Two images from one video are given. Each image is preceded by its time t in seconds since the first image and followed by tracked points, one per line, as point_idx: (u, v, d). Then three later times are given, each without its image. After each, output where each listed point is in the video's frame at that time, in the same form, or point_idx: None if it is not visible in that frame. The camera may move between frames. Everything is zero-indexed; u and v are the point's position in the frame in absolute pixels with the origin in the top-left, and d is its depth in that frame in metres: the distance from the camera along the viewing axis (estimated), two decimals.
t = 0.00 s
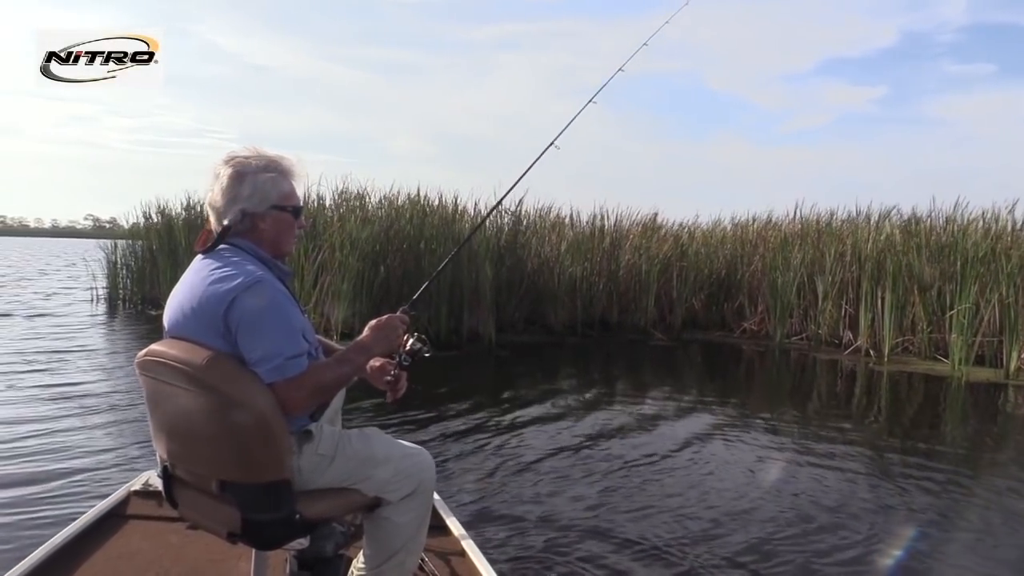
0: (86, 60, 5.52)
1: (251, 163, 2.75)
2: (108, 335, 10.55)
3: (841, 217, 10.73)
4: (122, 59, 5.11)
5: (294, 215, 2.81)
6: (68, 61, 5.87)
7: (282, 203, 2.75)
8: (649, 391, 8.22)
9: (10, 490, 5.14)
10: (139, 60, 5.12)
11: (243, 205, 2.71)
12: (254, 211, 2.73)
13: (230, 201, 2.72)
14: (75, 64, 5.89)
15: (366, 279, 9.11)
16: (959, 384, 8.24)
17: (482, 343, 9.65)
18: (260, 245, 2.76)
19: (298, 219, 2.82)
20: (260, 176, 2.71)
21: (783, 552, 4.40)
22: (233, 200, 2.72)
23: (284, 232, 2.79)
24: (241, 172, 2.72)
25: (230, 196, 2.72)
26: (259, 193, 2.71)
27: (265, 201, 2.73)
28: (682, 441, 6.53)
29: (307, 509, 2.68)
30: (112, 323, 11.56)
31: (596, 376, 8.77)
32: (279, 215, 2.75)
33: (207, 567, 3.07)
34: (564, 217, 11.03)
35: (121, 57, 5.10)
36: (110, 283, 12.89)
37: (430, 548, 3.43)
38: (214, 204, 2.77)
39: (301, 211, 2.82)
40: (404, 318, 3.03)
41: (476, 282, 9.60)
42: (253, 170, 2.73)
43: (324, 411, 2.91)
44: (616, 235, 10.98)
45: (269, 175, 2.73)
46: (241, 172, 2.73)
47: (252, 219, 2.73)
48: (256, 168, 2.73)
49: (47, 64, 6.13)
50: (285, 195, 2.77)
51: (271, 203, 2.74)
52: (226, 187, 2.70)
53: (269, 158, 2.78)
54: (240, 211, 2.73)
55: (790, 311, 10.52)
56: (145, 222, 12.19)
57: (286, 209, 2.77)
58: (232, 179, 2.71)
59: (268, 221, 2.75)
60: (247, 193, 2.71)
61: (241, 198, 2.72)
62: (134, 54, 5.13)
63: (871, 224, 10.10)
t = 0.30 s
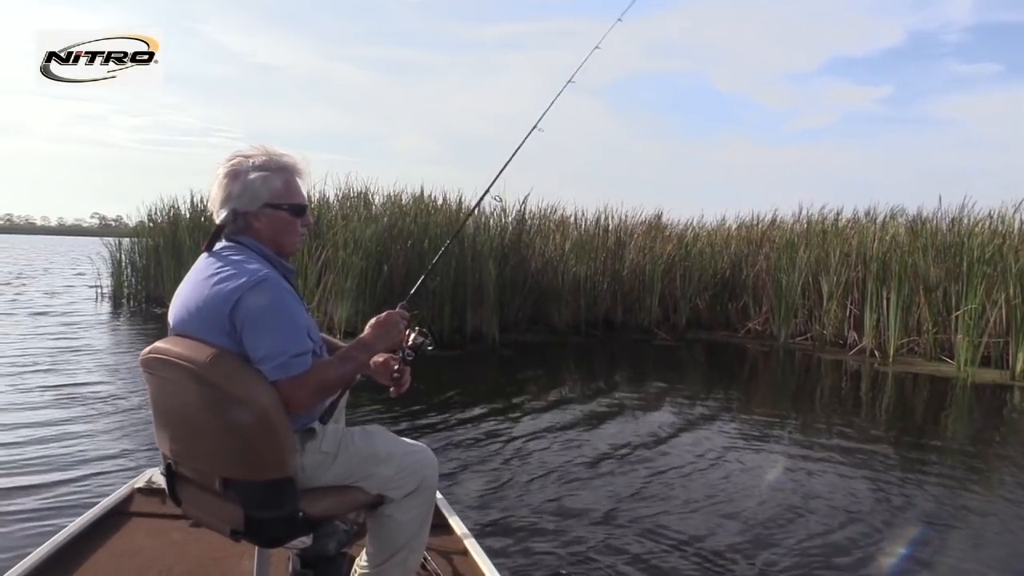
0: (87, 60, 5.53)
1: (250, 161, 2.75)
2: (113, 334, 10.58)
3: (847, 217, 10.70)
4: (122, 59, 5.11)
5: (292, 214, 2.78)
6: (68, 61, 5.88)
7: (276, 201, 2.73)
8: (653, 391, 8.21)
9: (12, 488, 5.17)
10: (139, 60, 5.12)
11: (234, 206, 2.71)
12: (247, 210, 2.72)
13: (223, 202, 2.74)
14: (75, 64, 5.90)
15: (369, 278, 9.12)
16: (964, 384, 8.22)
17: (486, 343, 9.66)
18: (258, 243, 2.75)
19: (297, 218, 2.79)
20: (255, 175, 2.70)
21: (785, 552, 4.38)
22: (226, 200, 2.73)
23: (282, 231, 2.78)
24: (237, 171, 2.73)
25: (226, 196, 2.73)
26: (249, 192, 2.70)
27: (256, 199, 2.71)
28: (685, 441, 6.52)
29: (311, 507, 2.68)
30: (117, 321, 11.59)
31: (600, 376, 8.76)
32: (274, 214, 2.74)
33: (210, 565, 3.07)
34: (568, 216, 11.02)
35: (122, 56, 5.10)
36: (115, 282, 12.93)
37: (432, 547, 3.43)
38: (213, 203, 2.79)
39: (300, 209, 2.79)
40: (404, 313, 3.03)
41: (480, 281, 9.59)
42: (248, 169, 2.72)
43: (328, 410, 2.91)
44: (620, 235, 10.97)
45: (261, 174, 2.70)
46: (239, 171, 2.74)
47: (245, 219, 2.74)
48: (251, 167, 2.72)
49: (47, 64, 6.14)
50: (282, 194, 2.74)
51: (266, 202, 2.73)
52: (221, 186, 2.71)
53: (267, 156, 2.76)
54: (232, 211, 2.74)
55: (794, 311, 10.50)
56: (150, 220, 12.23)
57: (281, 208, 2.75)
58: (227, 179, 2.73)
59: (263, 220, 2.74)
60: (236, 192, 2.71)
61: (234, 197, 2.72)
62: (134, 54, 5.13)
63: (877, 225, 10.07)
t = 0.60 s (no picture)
0: (86, 60, 5.53)
1: (255, 164, 2.74)
2: (117, 335, 10.61)
3: (851, 215, 10.65)
4: (122, 60, 5.11)
5: (297, 217, 2.76)
6: (68, 62, 5.88)
7: (279, 204, 2.71)
8: (656, 391, 8.20)
9: (13, 489, 5.17)
10: (139, 60, 5.12)
11: (237, 209, 2.71)
12: (250, 213, 2.72)
13: (227, 204, 2.74)
14: (74, 64, 5.90)
15: (371, 279, 9.11)
16: (969, 383, 8.19)
17: (489, 342, 9.65)
18: (263, 246, 2.74)
19: (302, 221, 2.77)
20: (258, 178, 2.69)
21: (787, 552, 4.37)
22: (229, 203, 2.73)
23: (287, 234, 2.76)
24: (241, 174, 2.72)
25: (229, 199, 2.73)
26: (252, 195, 2.70)
27: (258, 203, 2.71)
28: (688, 441, 6.50)
29: (314, 506, 2.66)
30: (120, 322, 11.62)
31: (604, 375, 8.75)
32: (277, 217, 2.72)
33: (213, 566, 3.07)
34: (571, 216, 11.01)
35: (121, 57, 5.10)
36: (118, 282, 12.96)
37: (435, 548, 3.43)
38: (218, 206, 2.80)
39: (305, 212, 2.77)
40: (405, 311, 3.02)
41: (482, 281, 9.58)
42: (252, 172, 2.72)
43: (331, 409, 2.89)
44: (623, 234, 10.96)
45: (263, 177, 2.69)
46: (243, 174, 2.73)
47: (249, 222, 2.73)
48: (255, 169, 2.71)
49: (47, 65, 6.14)
50: (286, 196, 2.72)
51: (269, 205, 2.71)
52: (225, 189, 2.72)
53: (273, 159, 2.75)
54: (236, 214, 2.74)
55: (798, 310, 10.49)
56: (154, 221, 12.25)
57: (284, 211, 2.73)
58: (231, 182, 2.73)
59: (266, 223, 2.73)
60: (239, 196, 2.71)
61: (237, 200, 2.72)
62: (134, 54, 5.13)
63: (881, 223, 10.04)
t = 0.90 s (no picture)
0: (86, 60, 5.53)
1: (252, 162, 2.73)
2: (118, 335, 10.61)
3: (854, 214, 10.63)
4: (122, 59, 5.11)
5: (294, 213, 2.75)
6: (68, 61, 5.88)
7: (276, 201, 2.70)
8: (659, 390, 8.19)
9: (14, 490, 5.18)
10: (139, 60, 5.12)
11: (235, 207, 2.70)
12: (247, 211, 2.71)
13: (225, 203, 2.74)
14: (74, 64, 5.90)
15: (373, 278, 9.10)
16: (973, 382, 8.16)
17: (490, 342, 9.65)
18: (262, 243, 2.73)
19: (300, 217, 2.76)
20: (254, 176, 2.68)
21: (788, 552, 4.36)
22: (227, 202, 2.73)
23: (285, 230, 2.75)
24: (238, 173, 2.72)
25: (227, 198, 2.72)
26: (249, 193, 2.69)
27: (256, 200, 2.69)
28: (690, 440, 6.49)
29: (313, 505, 2.65)
30: (122, 322, 11.63)
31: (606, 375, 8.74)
32: (275, 213, 2.71)
33: (214, 566, 3.07)
34: (573, 215, 11.00)
35: (121, 57, 5.10)
36: (120, 282, 12.97)
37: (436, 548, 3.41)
38: (216, 205, 2.79)
39: (302, 208, 2.76)
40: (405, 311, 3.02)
41: (484, 280, 9.57)
42: (248, 170, 2.71)
43: (333, 407, 2.89)
44: (625, 233, 10.95)
45: (260, 175, 2.68)
46: (240, 173, 2.73)
47: (247, 220, 2.72)
48: (251, 167, 2.70)
49: (47, 65, 6.14)
50: (282, 193, 2.71)
51: (266, 202, 2.70)
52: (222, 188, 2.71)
53: (269, 157, 2.74)
54: (234, 212, 2.73)
55: (801, 309, 10.47)
56: (156, 221, 12.26)
57: (282, 207, 2.72)
58: (228, 181, 2.72)
59: (264, 220, 2.72)
60: (237, 194, 2.70)
61: (235, 198, 2.71)
62: (134, 54, 5.12)
63: (885, 221, 10.01)
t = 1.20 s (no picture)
0: (86, 60, 5.51)
1: (258, 161, 2.73)
2: (119, 334, 10.60)
3: (855, 214, 10.62)
4: (122, 59, 5.09)
5: (298, 209, 2.73)
6: (68, 61, 5.87)
7: (280, 198, 2.69)
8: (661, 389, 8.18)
9: (14, 490, 5.16)
10: (138, 60, 5.10)
11: (241, 205, 2.69)
12: (252, 208, 2.70)
13: (231, 201, 2.74)
14: (75, 63, 5.89)
15: (374, 277, 9.09)
16: (975, 382, 8.15)
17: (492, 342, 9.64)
18: (267, 240, 2.72)
19: (304, 212, 2.74)
20: (258, 174, 2.68)
21: (791, 552, 4.34)
22: (233, 201, 2.73)
23: (290, 226, 2.73)
24: (244, 172, 2.72)
25: (233, 197, 2.72)
26: (253, 191, 2.68)
27: (260, 198, 2.69)
28: (691, 440, 6.48)
29: (304, 501, 2.63)
30: (123, 321, 11.62)
31: (606, 374, 8.73)
32: (279, 210, 2.70)
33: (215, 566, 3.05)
34: (574, 215, 10.99)
35: (121, 56, 5.08)
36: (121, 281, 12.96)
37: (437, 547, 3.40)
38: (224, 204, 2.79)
39: (307, 204, 2.74)
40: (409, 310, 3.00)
41: (485, 279, 9.56)
42: (253, 168, 2.70)
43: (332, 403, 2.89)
44: (626, 232, 10.94)
45: (264, 173, 2.68)
46: (246, 172, 2.73)
47: (253, 217, 2.71)
48: (255, 166, 2.70)
49: (48, 64, 6.13)
50: (285, 189, 2.70)
51: (270, 199, 2.69)
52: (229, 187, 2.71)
53: (273, 155, 2.73)
54: (240, 210, 2.72)
55: (803, 308, 10.45)
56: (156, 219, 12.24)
57: (285, 204, 2.70)
58: (235, 180, 2.72)
59: (269, 217, 2.71)
60: (241, 192, 2.70)
61: (239, 197, 2.71)
62: (134, 54, 5.11)
63: (887, 221, 10.00)
